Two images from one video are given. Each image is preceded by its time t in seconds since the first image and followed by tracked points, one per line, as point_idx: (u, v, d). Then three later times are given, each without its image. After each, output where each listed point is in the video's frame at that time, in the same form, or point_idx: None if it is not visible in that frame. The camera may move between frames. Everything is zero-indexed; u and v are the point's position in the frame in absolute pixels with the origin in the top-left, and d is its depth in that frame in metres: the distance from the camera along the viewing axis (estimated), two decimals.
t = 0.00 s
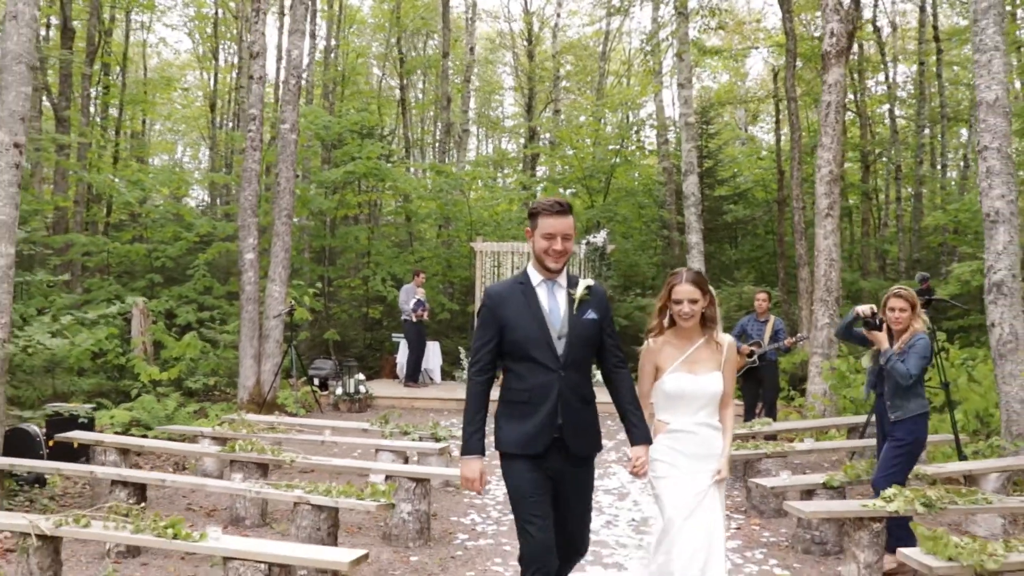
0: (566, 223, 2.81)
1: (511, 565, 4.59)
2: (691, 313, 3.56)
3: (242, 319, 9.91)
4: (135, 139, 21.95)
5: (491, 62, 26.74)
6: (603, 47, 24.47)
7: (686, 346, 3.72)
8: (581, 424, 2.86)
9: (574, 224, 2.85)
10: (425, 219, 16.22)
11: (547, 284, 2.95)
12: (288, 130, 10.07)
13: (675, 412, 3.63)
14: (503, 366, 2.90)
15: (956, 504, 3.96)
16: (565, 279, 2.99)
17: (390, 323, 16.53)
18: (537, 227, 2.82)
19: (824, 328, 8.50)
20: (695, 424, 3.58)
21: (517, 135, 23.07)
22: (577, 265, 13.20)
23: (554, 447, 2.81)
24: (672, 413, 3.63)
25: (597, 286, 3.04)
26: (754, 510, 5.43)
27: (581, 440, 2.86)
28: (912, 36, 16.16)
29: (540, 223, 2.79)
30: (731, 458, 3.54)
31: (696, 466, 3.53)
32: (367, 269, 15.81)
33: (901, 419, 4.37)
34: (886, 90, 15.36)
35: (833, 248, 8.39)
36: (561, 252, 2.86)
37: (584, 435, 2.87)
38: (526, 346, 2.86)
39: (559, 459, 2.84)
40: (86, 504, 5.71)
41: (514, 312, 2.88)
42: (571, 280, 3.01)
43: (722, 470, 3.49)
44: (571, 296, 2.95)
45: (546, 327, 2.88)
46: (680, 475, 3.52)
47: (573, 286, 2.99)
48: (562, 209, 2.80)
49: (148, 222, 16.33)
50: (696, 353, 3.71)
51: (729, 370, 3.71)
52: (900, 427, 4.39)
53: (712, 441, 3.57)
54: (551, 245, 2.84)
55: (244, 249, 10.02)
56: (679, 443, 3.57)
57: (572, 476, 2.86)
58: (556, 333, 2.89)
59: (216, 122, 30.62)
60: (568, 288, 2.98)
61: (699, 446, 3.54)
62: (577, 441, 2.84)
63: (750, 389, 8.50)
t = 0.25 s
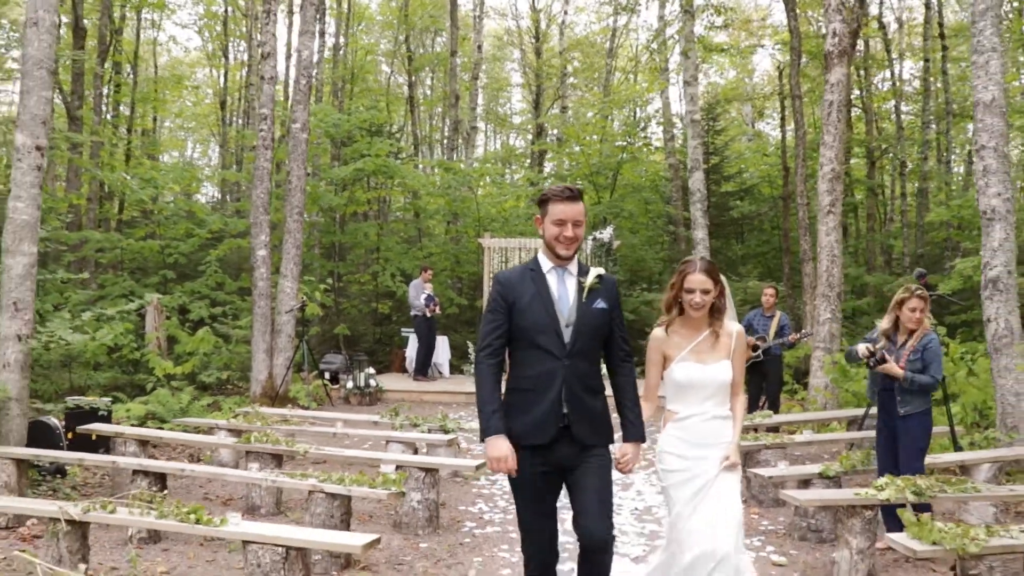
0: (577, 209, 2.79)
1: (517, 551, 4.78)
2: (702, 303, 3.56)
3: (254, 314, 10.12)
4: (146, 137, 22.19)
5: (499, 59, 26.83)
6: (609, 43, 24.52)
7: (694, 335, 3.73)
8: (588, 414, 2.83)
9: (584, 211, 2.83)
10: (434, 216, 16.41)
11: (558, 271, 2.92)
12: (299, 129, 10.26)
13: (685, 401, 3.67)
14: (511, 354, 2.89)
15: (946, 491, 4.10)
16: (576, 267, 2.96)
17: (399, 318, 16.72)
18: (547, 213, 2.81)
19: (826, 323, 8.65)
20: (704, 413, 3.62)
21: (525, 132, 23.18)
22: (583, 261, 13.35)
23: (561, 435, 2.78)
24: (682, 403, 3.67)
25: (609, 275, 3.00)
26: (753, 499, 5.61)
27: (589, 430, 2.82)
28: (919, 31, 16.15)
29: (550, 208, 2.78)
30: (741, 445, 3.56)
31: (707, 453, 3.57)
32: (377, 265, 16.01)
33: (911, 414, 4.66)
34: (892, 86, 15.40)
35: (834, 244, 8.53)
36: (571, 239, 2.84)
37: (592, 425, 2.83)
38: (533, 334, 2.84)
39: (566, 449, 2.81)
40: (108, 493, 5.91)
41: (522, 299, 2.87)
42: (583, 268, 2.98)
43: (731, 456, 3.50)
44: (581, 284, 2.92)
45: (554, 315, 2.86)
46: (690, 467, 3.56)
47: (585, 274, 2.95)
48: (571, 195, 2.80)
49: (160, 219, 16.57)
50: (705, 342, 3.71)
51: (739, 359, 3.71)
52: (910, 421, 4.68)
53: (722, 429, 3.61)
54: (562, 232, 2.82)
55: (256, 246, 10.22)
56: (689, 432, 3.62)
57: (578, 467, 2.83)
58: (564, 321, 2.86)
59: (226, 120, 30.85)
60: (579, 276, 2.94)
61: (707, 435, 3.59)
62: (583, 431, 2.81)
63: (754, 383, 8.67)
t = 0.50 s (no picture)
0: (590, 207, 2.68)
1: (522, 538, 4.94)
2: (715, 307, 3.59)
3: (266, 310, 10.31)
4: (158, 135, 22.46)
5: (507, 55, 26.93)
6: (617, 39, 24.57)
7: (707, 342, 3.77)
8: (589, 422, 2.71)
9: (598, 209, 2.71)
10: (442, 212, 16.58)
11: (568, 272, 2.83)
12: (309, 127, 10.45)
13: (695, 408, 3.71)
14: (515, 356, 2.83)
15: (936, 480, 4.21)
16: (588, 268, 2.84)
17: (409, 314, 16.92)
18: (560, 211, 2.72)
19: (829, 317, 8.77)
20: (714, 421, 3.65)
21: (534, 128, 23.29)
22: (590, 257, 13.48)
23: (559, 442, 2.70)
24: (691, 410, 3.72)
25: (623, 277, 2.87)
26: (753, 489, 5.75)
27: (589, 439, 2.70)
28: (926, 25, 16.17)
29: (561, 206, 2.70)
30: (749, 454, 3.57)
31: (714, 462, 3.59)
32: (387, 261, 16.19)
33: (930, 405, 4.80)
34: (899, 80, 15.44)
35: (836, 240, 8.65)
36: (583, 240, 2.73)
37: (594, 434, 2.71)
38: (536, 337, 2.77)
39: (565, 456, 2.71)
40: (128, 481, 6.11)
41: (528, 300, 2.80)
42: (596, 270, 2.87)
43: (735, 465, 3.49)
44: (591, 286, 2.81)
45: (560, 317, 2.77)
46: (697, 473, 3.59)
47: (596, 276, 2.84)
48: (584, 192, 2.69)
49: (173, 216, 16.80)
50: (716, 349, 3.76)
51: (752, 367, 3.73)
52: (928, 413, 4.81)
53: (730, 438, 3.63)
54: (574, 230, 2.72)
55: (268, 242, 10.41)
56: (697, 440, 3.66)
57: (576, 476, 2.72)
58: (570, 324, 2.77)
59: (237, 117, 31.08)
60: (590, 277, 2.84)
61: (716, 443, 3.62)
62: (582, 440, 2.70)
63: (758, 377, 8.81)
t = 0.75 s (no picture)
0: (607, 203, 2.68)
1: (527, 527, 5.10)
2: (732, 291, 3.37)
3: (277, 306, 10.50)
4: (168, 132, 22.66)
5: (515, 52, 27.00)
6: (624, 35, 24.61)
7: (720, 326, 3.53)
8: (600, 416, 2.74)
9: (616, 204, 2.73)
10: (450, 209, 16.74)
11: (584, 266, 2.83)
12: (318, 125, 10.62)
13: (705, 395, 3.48)
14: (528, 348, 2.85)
15: (927, 471, 4.34)
16: (604, 262, 2.84)
17: (418, 310, 17.09)
18: (579, 204, 2.71)
19: (831, 313, 8.90)
20: (725, 410, 3.44)
21: (541, 125, 23.39)
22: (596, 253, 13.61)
23: (570, 436, 2.73)
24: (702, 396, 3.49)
25: (639, 271, 2.86)
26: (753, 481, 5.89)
27: (600, 432, 2.73)
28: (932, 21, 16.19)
29: (580, 201, 2.70)
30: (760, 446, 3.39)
31: (724, 453, 3.40)
32: (395, 257, 16.37)
33: (933, 399, 4.96)
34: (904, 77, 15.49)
35: (839, 236, 8.75)
36: (600, 233, 2.74)
37: (605, 428, 2.74)
38: (549, 330, 2.77)
39: (577, 449, 2.75)
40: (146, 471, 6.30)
41: (542, 293, 2.80)
42: (613, 262, 2.86)
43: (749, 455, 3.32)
44: (607, 280, 2.80)
45: (573, 311, 2.77)
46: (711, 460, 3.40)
47: (613, 269, 2.84)
48: (602, 187, 2.69)
49: (184, 213, 17.01)
50: (730, 333, 3.52)
51: (765, 354, 3.54)
52: (931, 407, 4.98)
53: (741, 428, 3.43)
54: (592, 225, 2.73)
55: (278, 240, 10.59)
56: (707, 428, 3.44)
57: (588, 468, 2.77)
58: (584, 317, 2.77)
59: (246, 115, 31.25)
60: (606, 271, 2.83)
61: (726, 433, 3.42)
62: (593, 434, 2.73)
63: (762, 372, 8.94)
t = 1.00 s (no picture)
0: (609, 189, 2.60)
1: (529, 517, 5.25)
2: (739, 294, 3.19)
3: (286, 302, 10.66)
4: (177, 128, 22.87)
5: (521, 49, 27.09)
6: (630, 33, 24.68)
7: (726, 327, 3.36)
8: (610, 411, 2.61)
9: (619, 191, 2.63)
10: (456, 207, 16.90)
11: (592, 258, 2.73)
12: (326, 125, 10.78)
13: (712, 399, 3.28)
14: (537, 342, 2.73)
15: (918, 463, 4.48)
16: (613, 253, 2.74)
17: (424, 307, 17.25)
18: (579, 194, 2.64)
19: (832, 310, 9.02)
20: (733, 415, 3.25)
21: (548, 123, 23.50)
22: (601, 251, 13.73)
23: (580, 432, 2.60)
24: (709, 401, 3.27)
25: (649, 262, 2.75)
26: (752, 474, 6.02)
27: (611, 427, 2.61)
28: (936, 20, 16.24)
29: (580, 190, 2.62)
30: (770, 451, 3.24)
31: (732, 459, 3.21)
32: (402, 254, 16.53)
33: (935, 394, 5.08)
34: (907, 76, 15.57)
35: (839, 235, 8.87)
36: (604, 224, 2.64)
37: (616, 423, 2.62)
38: (557, 323, 2.66)
39: (587, 445, 2.61)
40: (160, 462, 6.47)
41: (551, 286, 2.69)
42: (622, 254, 2.76)
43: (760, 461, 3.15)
44: (616, 271, 2.70)
45: (582, 303, 2.66)
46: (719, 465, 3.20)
47: (621, 261, 2.73)
48: (602, 174, 2.62)
49: (193, 210, 17.20)
50: (737, 335, 3.35)
51: (771, 357, 3.37)
52: (935, 401, 5.09)
53: (749, 433, 3.24)
54: (594, 215, 2.63)
55: (286, 237, 10.76)
56: (716, 434, 3.22)
57: (598, 464, 2.63)
58: (593, 310, 2.66)
59: (254, 112, 31.43)
60: (615, 263, 2.73)
61: (735, 439, 3.21)
62: (604, 427, 2.60)
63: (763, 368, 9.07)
